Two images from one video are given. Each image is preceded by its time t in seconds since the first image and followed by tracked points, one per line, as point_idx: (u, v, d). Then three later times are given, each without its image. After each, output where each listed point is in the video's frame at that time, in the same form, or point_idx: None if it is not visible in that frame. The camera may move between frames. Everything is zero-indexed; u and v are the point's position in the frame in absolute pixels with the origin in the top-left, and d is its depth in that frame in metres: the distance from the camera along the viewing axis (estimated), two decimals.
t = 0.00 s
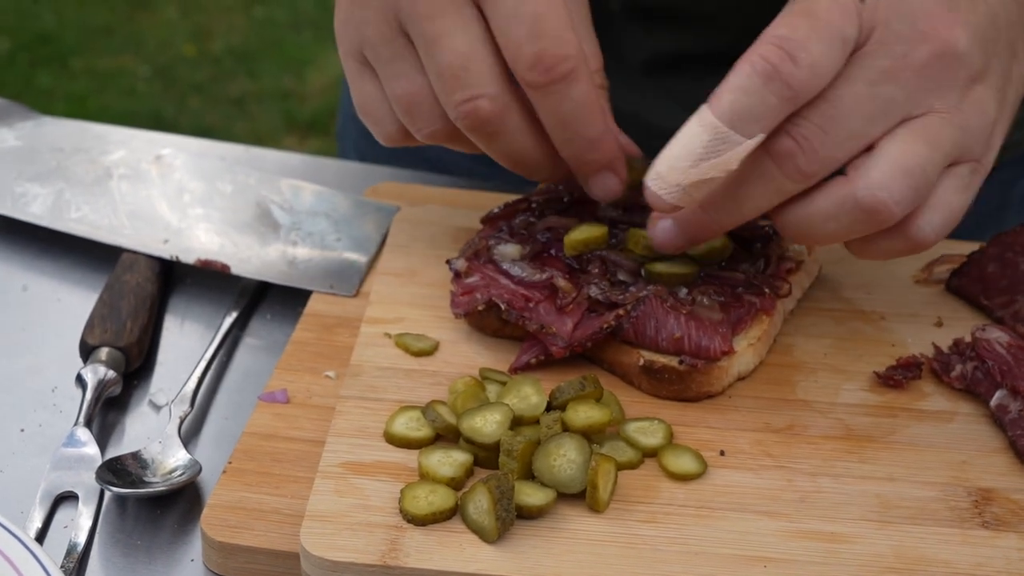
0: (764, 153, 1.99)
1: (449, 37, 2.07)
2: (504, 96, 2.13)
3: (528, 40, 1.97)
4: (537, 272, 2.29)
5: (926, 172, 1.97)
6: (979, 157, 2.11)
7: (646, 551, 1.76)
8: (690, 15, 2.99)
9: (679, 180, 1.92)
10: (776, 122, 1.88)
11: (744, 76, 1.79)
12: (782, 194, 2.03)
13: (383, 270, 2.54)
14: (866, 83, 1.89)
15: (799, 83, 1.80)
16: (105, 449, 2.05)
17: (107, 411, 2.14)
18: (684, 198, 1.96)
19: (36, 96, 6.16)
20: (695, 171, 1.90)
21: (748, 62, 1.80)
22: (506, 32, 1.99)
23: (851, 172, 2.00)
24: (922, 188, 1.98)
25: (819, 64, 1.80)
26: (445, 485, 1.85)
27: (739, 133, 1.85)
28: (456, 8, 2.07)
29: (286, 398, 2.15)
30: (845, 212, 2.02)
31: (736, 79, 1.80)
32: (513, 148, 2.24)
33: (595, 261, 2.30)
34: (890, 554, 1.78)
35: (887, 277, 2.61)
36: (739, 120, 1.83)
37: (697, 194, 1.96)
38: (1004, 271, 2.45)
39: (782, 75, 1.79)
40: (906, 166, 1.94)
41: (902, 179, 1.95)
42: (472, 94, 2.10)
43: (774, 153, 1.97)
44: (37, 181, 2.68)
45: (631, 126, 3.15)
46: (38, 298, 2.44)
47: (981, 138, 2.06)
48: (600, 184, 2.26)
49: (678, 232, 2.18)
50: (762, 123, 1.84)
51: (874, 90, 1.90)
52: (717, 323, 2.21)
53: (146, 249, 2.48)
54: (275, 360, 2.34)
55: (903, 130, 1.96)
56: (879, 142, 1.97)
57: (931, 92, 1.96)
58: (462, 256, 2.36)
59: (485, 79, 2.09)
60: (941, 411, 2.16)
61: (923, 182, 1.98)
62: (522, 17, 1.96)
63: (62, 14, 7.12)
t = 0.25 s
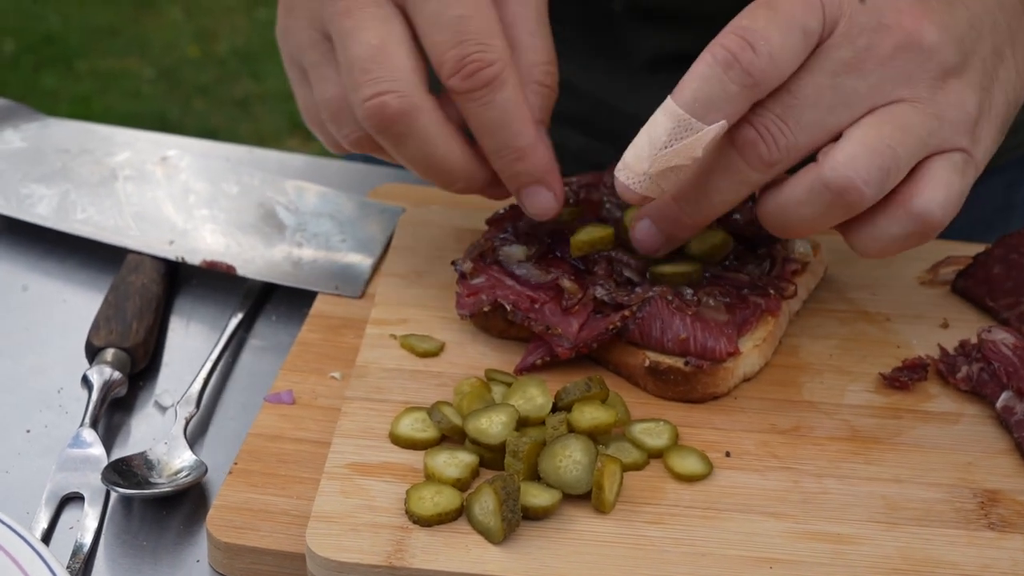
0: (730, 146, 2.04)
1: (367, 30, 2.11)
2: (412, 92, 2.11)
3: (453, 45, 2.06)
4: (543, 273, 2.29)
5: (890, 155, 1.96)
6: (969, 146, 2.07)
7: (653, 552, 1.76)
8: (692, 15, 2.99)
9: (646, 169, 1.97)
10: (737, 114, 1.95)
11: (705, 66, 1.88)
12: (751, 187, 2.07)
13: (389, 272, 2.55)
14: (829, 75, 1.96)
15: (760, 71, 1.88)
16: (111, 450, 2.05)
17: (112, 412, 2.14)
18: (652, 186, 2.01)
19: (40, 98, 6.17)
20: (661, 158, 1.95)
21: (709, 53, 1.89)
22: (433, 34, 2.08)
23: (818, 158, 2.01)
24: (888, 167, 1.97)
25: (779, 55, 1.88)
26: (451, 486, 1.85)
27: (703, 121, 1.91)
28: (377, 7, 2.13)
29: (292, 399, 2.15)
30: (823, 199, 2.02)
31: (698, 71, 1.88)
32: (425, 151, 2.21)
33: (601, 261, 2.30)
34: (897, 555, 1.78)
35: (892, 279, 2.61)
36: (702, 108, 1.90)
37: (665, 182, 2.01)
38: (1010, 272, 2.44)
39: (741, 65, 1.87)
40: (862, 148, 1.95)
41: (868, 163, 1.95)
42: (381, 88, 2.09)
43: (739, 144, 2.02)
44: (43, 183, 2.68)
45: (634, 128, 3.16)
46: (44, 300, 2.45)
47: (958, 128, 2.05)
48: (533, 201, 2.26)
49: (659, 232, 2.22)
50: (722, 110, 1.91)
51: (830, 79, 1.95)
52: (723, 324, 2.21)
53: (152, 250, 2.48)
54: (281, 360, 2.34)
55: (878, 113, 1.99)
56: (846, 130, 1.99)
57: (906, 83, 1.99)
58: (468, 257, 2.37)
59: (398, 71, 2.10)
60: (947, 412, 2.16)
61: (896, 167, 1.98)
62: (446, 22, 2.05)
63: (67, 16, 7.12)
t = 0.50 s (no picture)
0: (753, 135, 1.85)
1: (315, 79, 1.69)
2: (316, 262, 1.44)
3: (393, 203, 1.43)
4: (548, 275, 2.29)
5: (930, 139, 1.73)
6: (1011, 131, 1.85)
7: (657, 553, 1.76)
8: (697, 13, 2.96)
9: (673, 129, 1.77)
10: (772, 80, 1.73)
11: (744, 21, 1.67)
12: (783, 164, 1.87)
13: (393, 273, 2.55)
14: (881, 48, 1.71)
15: (801, 36, 1.66)
16: (117, 451, 2.05)
17: (117, 413, 2.14)
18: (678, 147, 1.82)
19: (43, 99, 6.18)
20: (695, 117, 1.76)
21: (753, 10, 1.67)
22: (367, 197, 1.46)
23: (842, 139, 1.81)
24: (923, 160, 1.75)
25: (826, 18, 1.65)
26: (456, 487, 1.85)
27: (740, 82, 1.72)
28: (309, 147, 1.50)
29: (297, 400, 2.16)
30: (856, 185, 1.81)
31: (710, 74, 1.71)
32: (315, 339, 1.48)
33: (606, 263, 2.30)
34: (902, 555, 1.78)
35: (896, 280, 2.61)
36: (739, 69, 1.70)
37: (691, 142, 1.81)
38: (1014, 274, 2.45)
39: (782, 32, 1.66)
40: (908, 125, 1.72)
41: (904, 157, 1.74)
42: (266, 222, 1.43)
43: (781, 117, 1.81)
44: (48, 184, 2.69)
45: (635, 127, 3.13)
46: (49, 301, 2.45)
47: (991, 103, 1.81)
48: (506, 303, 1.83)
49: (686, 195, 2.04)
50: (762, 73, 1.71)
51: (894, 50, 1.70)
52: (727, 325, 2.21)
53: (157, 250, 2.49)
54: (286, 362, 2.35)
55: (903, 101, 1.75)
56: (890, 108, 1.76)
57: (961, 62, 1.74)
58: (473, 259, 2.38)
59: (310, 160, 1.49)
60: (951, 413, 2.16)
61: (939, 151, 1.75)
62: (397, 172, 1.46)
63: (70, 17, 7.13)
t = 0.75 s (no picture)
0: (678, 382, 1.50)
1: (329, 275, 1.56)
2: (381, 352, 1.56)
3: (454, 305, 1.59)
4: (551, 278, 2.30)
5: (797, 365, 1.32)
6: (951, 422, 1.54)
7: (661, 555, 1.76)
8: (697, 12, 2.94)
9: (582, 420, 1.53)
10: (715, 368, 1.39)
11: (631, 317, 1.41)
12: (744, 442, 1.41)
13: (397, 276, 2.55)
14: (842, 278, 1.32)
15: (708, 320, 1.35)
16: (121, 453, 2.06)
17: (122, 415, 2.15)
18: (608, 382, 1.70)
19: (45, 100, 6.18)
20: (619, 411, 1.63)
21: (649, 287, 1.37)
22: (423, 293, 1.60)
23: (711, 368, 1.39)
24: (762, 383, 1.34)
25: (728, 291, 1.33)
26: (460, 491, 1.84)
27: (647, 372, 1.44)
28: (356, 240, 1.57)
29: (301, 402, 2.16)
30: (731, 426, 1.39)
31: (631, 307, 1.39)
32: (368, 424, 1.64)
33: (609, 266, 2.32)
34: (906, 558, 1.78)
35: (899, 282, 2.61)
36: (649, 350, 1.40)
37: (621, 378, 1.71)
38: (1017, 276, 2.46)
39: (688, 309, 1.34)
40: (728, 395, 1.36)
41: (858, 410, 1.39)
42: (344, 333, 1.52)
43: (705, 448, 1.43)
44: (52, 186, 2.70)
45: (635, 127, 3.13)
46: (53, 303, 2.46)
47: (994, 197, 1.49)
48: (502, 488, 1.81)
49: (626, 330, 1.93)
50: (669, 355, 1.40)
51: (800, 299, 1.32)
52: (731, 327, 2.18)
53: (161, 252, 2.49)
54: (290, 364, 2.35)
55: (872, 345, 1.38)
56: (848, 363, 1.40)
57: (881, 238, 1.32)
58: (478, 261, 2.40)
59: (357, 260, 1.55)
60: (955, 416, 2.16)
61: (902, 411, 1.41)
62: (448, 281, 1.58)
63: (73, 18, 7.13)
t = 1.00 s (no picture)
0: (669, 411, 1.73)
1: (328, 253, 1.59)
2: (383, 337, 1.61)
3: (461, 280, 1.63)
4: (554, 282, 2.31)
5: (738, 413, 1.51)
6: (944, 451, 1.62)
7: (664, 560, 1.77)
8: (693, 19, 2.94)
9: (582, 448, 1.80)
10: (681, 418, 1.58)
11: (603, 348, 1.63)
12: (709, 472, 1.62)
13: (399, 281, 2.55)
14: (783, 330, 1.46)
15: (656, 360, 1.56)
16: (124, 457, 2.06)
17: (124, 419, 2.15)
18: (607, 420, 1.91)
19: (47, 103, 6.19)
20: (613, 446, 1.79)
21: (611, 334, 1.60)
22: (428, 265, 1.64)
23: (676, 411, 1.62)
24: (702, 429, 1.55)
25: (676, 334, 1.53)
26: (464, 496, 1.85)
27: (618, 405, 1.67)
28: (360, 223, 1.61)
29: (304, 406, 2.16)
30: (693, 459, 1.61)
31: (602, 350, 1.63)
32: (383, 406, 1.70)
33: (612, 271, 2.32)
34: (908, 563, 1.79)
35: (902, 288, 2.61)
36: (614, 395, 1.66)
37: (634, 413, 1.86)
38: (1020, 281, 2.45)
39: (636, 351, 1.57)
40: (683, 434, 1.60)
41: (808, 448, 1.56)
42: (346, 324, 1.58)
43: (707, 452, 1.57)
44: (55, 190, 2.70)
45: (632, 130, 3.14)
46: (56, 306, 2.46)
47: (992, 216, 1.57)
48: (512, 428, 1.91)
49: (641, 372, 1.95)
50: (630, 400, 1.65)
51: (743, 355, 1.49)
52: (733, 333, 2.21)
53: (163, 256, 2.49)
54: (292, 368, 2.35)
55: (830, 392, 1.53)
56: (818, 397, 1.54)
57: (831, 273, 1.44)
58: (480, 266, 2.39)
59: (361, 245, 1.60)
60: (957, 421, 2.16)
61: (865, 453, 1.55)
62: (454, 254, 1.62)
63: (76, 21, 7.14)
